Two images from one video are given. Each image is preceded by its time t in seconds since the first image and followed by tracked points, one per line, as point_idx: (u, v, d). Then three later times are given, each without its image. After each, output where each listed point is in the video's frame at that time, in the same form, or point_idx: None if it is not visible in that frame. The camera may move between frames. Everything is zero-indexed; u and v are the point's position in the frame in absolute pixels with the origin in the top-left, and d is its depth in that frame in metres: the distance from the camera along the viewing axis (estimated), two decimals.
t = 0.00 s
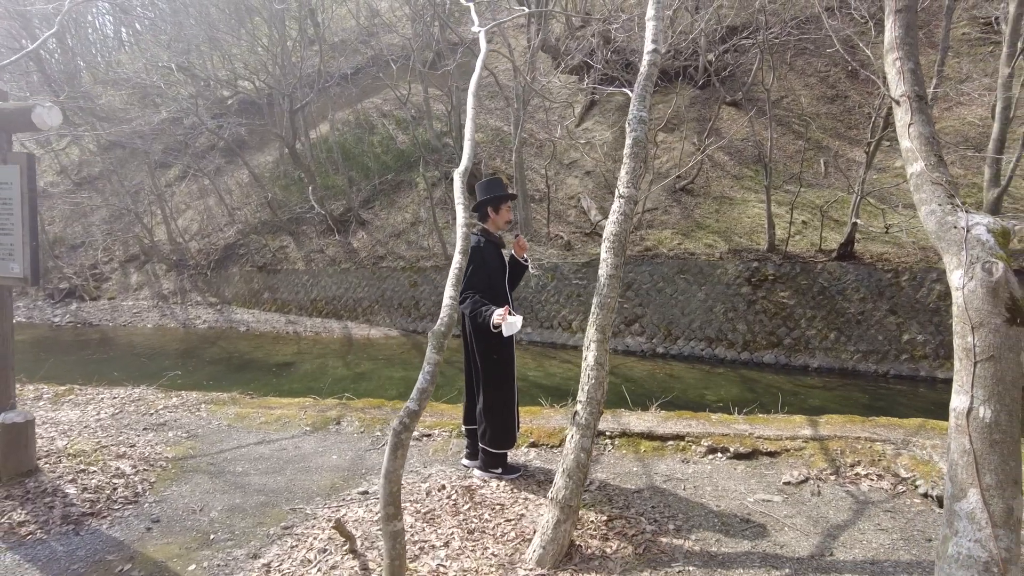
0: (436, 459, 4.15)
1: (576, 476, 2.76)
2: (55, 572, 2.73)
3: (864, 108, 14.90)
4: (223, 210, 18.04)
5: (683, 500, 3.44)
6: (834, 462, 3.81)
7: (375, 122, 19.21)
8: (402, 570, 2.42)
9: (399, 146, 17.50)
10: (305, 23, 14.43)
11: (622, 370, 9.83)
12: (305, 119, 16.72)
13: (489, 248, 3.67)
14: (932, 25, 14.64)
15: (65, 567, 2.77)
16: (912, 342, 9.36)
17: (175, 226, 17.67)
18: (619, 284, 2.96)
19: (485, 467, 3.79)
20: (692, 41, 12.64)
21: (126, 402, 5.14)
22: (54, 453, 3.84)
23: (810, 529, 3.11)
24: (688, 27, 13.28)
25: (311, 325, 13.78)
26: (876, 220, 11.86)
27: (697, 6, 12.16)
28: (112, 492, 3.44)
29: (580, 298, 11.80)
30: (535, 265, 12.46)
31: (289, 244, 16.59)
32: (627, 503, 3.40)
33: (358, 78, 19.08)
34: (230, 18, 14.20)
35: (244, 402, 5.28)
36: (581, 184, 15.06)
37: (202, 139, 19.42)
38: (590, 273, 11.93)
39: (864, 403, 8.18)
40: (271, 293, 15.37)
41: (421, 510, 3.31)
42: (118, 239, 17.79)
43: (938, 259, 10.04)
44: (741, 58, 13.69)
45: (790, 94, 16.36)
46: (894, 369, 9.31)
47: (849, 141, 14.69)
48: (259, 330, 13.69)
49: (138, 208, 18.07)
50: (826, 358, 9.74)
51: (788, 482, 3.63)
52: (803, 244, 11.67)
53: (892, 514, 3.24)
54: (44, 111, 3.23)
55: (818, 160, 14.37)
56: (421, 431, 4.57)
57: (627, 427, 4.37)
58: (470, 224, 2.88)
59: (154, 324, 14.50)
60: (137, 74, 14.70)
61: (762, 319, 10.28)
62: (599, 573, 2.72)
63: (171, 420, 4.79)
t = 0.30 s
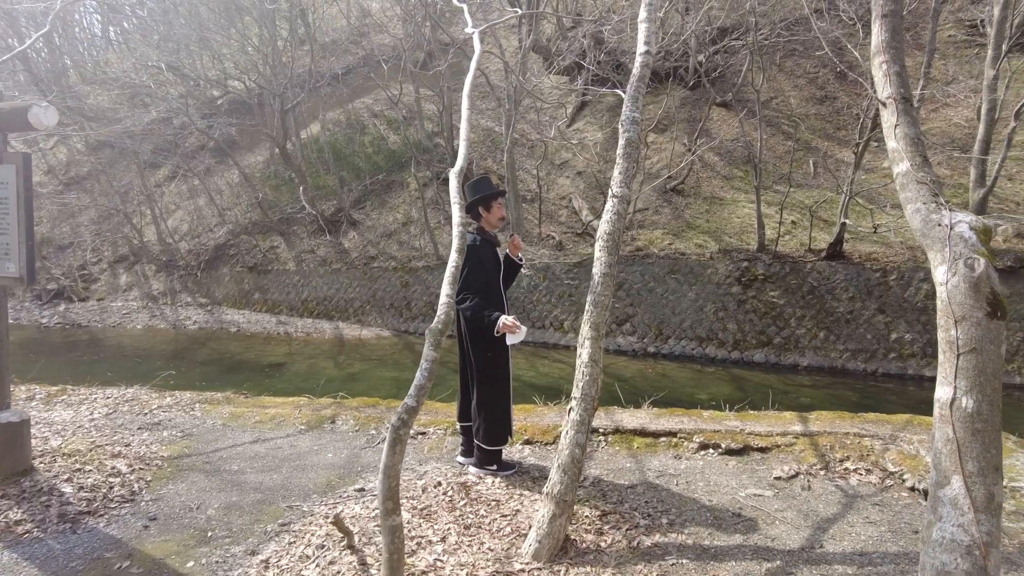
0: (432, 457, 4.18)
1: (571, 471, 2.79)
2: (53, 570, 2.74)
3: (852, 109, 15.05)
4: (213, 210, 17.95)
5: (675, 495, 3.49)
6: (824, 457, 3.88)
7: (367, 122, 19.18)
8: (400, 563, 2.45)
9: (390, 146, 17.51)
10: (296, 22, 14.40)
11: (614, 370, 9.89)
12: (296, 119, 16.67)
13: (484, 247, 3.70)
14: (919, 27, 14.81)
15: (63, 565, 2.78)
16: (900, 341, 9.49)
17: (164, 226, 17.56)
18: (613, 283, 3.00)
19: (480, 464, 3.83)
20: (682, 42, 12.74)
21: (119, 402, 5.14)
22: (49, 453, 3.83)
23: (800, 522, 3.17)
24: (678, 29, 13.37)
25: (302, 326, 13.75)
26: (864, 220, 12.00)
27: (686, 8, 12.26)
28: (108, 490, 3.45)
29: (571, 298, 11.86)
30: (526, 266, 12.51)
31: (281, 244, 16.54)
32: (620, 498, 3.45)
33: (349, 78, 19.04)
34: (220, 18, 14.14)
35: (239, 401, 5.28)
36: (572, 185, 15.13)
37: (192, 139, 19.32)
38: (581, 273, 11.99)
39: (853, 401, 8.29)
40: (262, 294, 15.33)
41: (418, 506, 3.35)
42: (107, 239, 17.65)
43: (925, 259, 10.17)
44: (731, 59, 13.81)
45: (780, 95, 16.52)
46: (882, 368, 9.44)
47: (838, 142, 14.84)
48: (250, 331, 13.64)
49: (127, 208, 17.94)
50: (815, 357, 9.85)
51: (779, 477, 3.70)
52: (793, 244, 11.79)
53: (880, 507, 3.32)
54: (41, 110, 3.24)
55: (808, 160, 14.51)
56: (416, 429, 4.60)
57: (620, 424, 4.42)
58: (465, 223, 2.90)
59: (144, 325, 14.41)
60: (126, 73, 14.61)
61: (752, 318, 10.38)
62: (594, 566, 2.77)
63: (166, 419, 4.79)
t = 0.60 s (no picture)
0: (426, 455, 4.20)
1: (565, 468, 2.82)
2: (48, 570, 2.73)
3: (840, 110, 15.20)
4: (202, 210, 17.84)
5: (667, 491, 3.53)
6: (814, 454, 3.94)
7: (357, 121, 19.14)
8: (397, 560, 2.46)
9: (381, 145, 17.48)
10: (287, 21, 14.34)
11: (605, 369, 9.93)
12: (286, 118, 16.60)
13: (477, 247, 3.71)
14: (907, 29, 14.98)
15: (57, 565, 2.77)
16: (888, 340, 9.61)
17: (153, 226, 17.43)
18: (606, 281, 3.03)
19: (474, 462, 3.85)
20: (672, 43, 12.82)
21: (111, 402, 5.12)
22: (41, 453, 3.81)
23: (791, 517, 3.22)
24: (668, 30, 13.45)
25: (293, 326, 13.69)
26: (853, 220, 12.12)
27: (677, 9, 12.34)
28: (101, 490, 3.44)
29: (563, 298, 11.91)
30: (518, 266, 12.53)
31: (271, 244, 16.45)
32: (614, 495, 3.48)
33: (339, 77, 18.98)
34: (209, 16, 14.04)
35: (232, 401, 5.27)
36: (563, 185, 15.17)
37: (180, 138, 19.19)
38: (572, 273, 12.03)
39: (841, 399, 8.38)
40: (252, 294, 15.26)
41: (413, 504, 3.36)
42: (94, 239, 17.48)
43: (912, 258, 10.30)
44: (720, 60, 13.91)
45: (768, 96, 16.65)
46: (870, 366, 9.55)
47: (827, 143, 14.99)
48: (240, 331, 13.57)
49: (115, 207, 17.78)
50: (804, 356, 9.95)
51: (770, 473, 3.75)
52: (782, 243, 11.91)
53: (869, 502, 3.38)
54: (34, 109, 3.26)
55: (797, 160, 14.63)
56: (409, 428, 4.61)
57: (613, 422, 4.46)
58: (459, 221, 2.90)
59: (132, 325, 14.30)
60: (115, 71, 14.48)
61: (742, 317, 10.47)
62: (588, 561, 2.80)
63: (158, 419, 4.78)
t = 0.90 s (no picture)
0: (423, 455, 4.20)
1: (565, 467, 2.83)
2: (45, 571, 2.72)
3: (832, 111, 15.29)
4: (194, 209, 17.74)
5: (665, 489, 3.56)
6: (809, 452, 3.97)
7: (350, 121, 19.08)
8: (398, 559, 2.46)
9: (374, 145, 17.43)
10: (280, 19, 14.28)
11: (599, 368, 9.96)
12: (279, 117, 16.53)
13: (476, 247, 3.72)
14: (897, 31, 15.10)
15: (55, 565, 2.76)
16: (879, 339, 9.69)
17: (144, 225, 17.32)
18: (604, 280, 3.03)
19: (472, 461, 3.85)
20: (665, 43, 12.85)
21: (105, 402, 5.09)
22: (36, 453, 3.79)
23: (788, 514, 3.25)
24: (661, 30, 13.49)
25: (285, 326, 13.63)
26: (844, 220, 12.21)
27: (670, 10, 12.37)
28: (98, 491, 3.42)
29: (556, 298, 11.93)
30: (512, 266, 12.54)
31: (263, 244, 16.38)
32: (612, 493, 3.51)
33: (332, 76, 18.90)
34: (202, 15, 13.96)
35: (227, 401, 5.26)
36: (556, 185, 15.19)
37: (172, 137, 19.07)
38: (566, 273, 12.05)
39: (834, 398, 8.45)
40: (245, 294, 15.19)
41: (412, 503, 3.37)
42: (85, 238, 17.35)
43: (903, 258, 10.38)
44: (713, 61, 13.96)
45: (761, 96, 16.73)
46: (862, 366, 9.63)
47: (819, 143, 15.08)
48: (233, 331, 13.50)
49: (106, 207, 17.65)
50: (797, 355, 10.02)
51: (766, 471, 3.78)
52: (774, 243, 11.97)
53: (864, 500, 3.41)
54: (30, 108, 3.26)
55: (789, 161, 14.71)
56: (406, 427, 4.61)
57: (610, 421, 4.48)
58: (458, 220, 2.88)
59: (123, 325, 14.20)
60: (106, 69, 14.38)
61: (735, 317, 10.52)
62: (588, 559, 2.82)
63: (154, 419, 4.76)
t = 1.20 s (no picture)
0: (422, 455, 4.19)
1: (566, 466, 2.83)
2: (44, 572, 2.71)
3: (827, 111, 15.34)
4: (189, 209, 17.66)
5: (665, 489, 3.57)
6: (807, 451, 3.99)
7: (345, 120, 19.03)
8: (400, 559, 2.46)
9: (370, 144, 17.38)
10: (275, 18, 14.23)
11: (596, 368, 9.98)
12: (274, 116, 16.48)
13: (475, 246, 3.72)
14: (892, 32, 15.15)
15: (54, 566, 2.75)
16: (874, 339, 9.73)
17: (139, 224, 17.24)
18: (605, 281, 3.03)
19: (472, 461, 3.85)
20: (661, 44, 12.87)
21: (102, 402, 5.07)
22: (33, 454, 3.77)
23: (787, 513, 3.27)
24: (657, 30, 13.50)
25: (281, 326, 13.59)
26: (839, 220, 12.25)
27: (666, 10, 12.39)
28: (96, 491, 3.41)
29: (553, 298, 11.93)
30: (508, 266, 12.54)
31: (259, 243, 16.33)
32: (612, 493, 3.51)
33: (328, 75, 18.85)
34: (197, 13, 13.90)
35: (225, 401, 5.24)
36: (552, 185, 15.19)
37: (166, 136, 18.98)
38: (562, 273, 12.05)
39: (829, 398, 8.49)
40: (240, 294, 15.14)
41: (413, 503, 3.37)
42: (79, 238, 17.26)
43: (898, 258, 10.43)
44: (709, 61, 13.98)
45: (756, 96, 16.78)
46: (857, 365, 9.67)
47: (814, 144, 15.13)
48: (228, 331, 13.46)
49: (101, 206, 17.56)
50: (792, 355, 10.06)
51: (764, 471, 3.79)
52: (770, 243, 12.01)
53: (862, 499, 3.43)
54: (28, 106, 3.24)
55: (785, 161, 14.76)
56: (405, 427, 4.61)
57: (608, 420, 4.48)
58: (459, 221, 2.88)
59: (118, 325, 14.13)
60: (100, 67, 14.31)
61: (731, 317, 10.55)
62: (588, 559, 2.82)
63: (151, 419, 4.74)
